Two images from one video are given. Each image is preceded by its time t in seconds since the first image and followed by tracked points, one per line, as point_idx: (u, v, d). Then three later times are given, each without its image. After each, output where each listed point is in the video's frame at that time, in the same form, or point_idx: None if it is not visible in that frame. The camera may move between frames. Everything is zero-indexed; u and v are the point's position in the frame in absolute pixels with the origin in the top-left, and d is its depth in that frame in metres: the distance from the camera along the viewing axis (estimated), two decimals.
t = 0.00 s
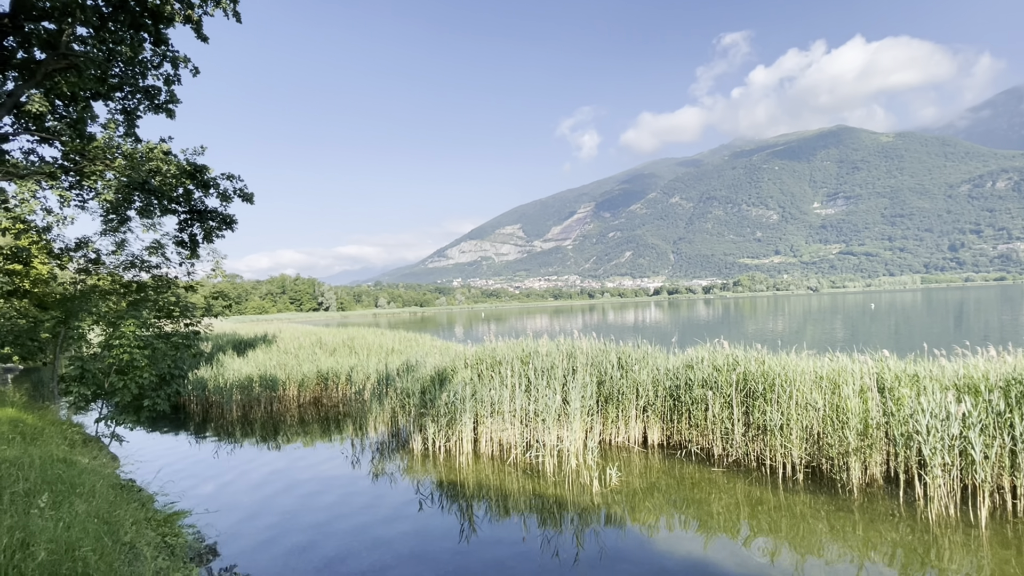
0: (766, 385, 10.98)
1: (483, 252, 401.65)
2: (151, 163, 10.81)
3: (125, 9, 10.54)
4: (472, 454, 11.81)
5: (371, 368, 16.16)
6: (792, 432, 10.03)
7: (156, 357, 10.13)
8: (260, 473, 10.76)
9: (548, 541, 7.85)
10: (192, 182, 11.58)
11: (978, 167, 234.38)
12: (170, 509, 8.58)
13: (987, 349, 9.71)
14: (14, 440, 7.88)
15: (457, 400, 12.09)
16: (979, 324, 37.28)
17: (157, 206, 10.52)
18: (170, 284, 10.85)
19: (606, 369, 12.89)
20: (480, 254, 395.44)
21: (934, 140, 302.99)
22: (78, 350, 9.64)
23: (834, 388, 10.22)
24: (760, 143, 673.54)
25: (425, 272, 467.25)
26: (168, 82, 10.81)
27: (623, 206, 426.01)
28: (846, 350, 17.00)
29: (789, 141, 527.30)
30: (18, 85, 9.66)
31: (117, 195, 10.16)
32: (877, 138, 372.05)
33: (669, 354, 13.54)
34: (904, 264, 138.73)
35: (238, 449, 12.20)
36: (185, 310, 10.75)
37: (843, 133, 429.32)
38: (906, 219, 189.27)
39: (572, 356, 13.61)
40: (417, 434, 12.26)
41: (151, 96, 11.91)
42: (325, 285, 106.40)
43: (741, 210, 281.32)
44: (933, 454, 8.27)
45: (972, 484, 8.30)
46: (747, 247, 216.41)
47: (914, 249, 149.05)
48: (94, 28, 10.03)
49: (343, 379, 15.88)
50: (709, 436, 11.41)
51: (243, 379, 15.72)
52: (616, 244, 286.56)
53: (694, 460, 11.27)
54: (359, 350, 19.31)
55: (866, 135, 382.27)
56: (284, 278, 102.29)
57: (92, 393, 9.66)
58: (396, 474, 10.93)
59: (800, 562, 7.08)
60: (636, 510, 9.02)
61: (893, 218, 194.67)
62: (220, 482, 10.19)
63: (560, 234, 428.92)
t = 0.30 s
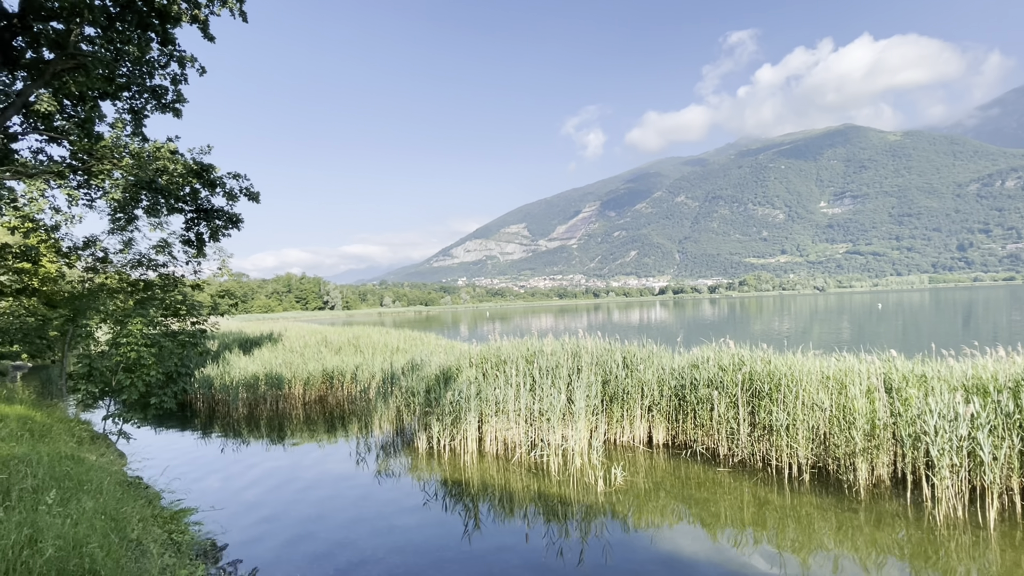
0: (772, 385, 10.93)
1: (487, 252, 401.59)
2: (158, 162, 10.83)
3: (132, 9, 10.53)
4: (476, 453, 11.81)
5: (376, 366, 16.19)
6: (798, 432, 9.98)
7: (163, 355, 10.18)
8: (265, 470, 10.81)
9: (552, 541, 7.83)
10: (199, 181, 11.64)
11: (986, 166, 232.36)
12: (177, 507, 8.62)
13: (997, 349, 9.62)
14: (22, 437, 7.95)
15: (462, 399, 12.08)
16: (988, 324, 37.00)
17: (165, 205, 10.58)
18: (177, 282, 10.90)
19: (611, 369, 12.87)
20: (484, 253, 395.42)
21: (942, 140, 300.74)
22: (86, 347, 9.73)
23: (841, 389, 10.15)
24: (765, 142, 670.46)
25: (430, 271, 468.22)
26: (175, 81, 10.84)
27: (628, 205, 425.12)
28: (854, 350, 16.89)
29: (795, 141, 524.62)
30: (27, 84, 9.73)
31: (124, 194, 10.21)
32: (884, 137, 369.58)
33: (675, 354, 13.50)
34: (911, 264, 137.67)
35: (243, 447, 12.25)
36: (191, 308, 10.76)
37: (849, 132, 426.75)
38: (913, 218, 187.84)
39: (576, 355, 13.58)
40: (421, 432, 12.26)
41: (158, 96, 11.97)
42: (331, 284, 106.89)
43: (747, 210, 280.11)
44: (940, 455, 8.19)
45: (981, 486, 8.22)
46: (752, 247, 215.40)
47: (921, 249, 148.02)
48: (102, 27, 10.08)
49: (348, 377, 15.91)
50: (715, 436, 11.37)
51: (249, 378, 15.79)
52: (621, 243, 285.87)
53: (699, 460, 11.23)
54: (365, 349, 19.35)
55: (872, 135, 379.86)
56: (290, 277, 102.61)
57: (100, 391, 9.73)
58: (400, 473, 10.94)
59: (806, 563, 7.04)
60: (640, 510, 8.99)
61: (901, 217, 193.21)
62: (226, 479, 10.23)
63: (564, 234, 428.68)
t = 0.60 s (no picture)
0: (776, 386, 10.89)
1: (490, 252, 401.51)
2: (164, 161, 10.78)
3: (138, 9, 10.56)
4: (480, 452, 11.81)
5: (380, 366, 16.22)
6: (803, 434, 9.94)
7: (169, 353, 10.21)
8: (269, 469, 10.83)
9: (555, 541, 7.83)
10: (205, 180, 11.69)
11: (993, 167, 230.89)
12: (182, 505, 8.66)
13: (1004, 352, 9.56)
14: (29, 434, 7.99)
15: (465, 399, 12.10)
16: (994, 326, 36.94)
17: (170, 204, 10.67)
18: (182, 281, 10.93)
19: (615, 369, 12.86)
20: (488, 253, 395.50)
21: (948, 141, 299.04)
22: (92, 346, 9.78)
23: (846, 390, 10.11)
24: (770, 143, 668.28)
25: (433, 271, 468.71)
26: (181, 81, 10.80)
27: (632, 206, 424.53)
28: (859, 352, 16.82)
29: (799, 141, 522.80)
30: (35, 84, 9.79)
31: (130, 193, 10.24)
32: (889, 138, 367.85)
33: (679, 354, 13.49)
34: (917, 265, 136.94)
35: (248, 446, 12.30)
36: (196, 307, 10.78)
37: (854, 133, 425.04)
38: (919, 219, 186.82)
39: (580, 355, 13.58)
40: (425, 432, 12.27)
41: (164, 95, 12.01)
42: (335, 283, 107.25)
43: (751, 210, 279.27)
44: (946, 458, 8.15)
45: (987, 489, 8.16)
46: (756, 248, 214.70)
47: (927, 250, 147.34)
48: (108, 27, 10.14)
49: (352, 376, 15.93)
50: (718, 437, 11.34)
51: (253, 377, 15.86)
52: (624, 244, 285.34)
53: (703, 462, 11.21)
54: (368, 348, 19.39)
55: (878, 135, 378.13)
56: (295, 276, 102.88)
57: (106, 389, 9.77)
58: (404, 472, 10.96)
59: (810, 565, 7.02)
60: (643, 511, 8.99)
61: (906, 218, 192.19)
62: (230, 478, 10.27)
63: (568, 234, 428.41)
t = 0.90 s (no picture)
0: (778, 388, 10.87)
1: (492, 252, 401.68)
2: (168, 160, 10.81)
3: (143, 9, 10.47)
4: (481, 453, 11.81)
5: (382, 365, 16.23)
6: (805, 437, 9.92)
7: (171, 352, 10.23)
8: (270, 468, 10.83)
9: (557, 542, 7.82)
10: (208, 179, 11.71)
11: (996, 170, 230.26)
12: (183, 503, 8.66)
13: (1007, 356, 9.53)
14: (32, 432, 8.01)
15: (467, 399, 12.09)
16: (996, 329, 36.93)
17: (174, 203, 10.67)
18: (185, 280, 10.95)
19: (616, 371, 12.85)
20: (489, 254, 395.83)
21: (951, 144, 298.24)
22: (94, 344, 9.80)
23: (848, 393, 10.09)
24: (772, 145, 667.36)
25: (435, 271, 468.64)
26: (185, 81, 10.80)
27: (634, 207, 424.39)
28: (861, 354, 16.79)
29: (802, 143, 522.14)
30: (40, 83, 9.81)
31: (134, 192, 10.25)
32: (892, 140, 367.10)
33: (681, 356, 13.48)
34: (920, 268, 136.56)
35: (249, 445, 12.31)
36: (199, 306, 10.79)
37: (857, 135, 424.35)
38: (922, 222, 186.28)
39: (582, 356, 13.58)
40: (426, 432, 12.26)
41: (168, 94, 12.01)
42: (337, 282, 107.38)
43: (753, 212, 278.86)
44: (949, 461, 8.12)
45: (990, 493, 8.13)
46: (758, 250, 214.35)
47: (930, 253, 147.05)
48: (113, 27, 10.17)
49: (354, 376, 15.93)
50: (720, 439, 11.32)
51: (255, 376, 15.89)
52: (626, 245, 285.14)
53: (704, 464, 11.20)
54: (370, 348, 19.40)
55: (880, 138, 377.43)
56: (296, 275, 103.00)
57: (108, 387, 9.80)
58: (405, 472, 10.96)
59: (811, 568, 7.00)
60: (645, 512, 8.99)
61: (909, 221, 191.62)
62: (231, 477, 10.27)
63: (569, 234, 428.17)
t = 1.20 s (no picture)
0: (777, 390, 10.88)
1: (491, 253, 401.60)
2: (168, 159, 10.81)
3: (144, 8, 10.62)
4: (479, 453, 11.81)
5: (381, 366, 16.21)
6: (803, 439, 9.93)
7: (170, 351, 10.22)
8: (268, 468, 10.83)
9: (555, 543, 7.83)
10: (208, 178, 11.69)
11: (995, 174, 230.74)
12: (181, 503, 8.65)
13: (1005, 358, 9.55)
14: (30, 431, 8.00)
15: (466, 399, 12.10)
16: (996, 332, 36.89)
17: (173, 202, 10.64)
18: (184, 279, 10.93)
19: (615, 371, 12.87)
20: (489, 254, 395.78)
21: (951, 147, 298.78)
22: (93, 343, 9.78)
23: (847, 396, 10.10)
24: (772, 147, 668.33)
25: (434, 271, 468.34)
26: (185, 79, 10.81)
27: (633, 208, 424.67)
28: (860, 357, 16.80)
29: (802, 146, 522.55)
30: (40, 81, 9.81)
31: (133, 190, 10.24)
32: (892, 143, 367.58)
33: (680, 358, 13.49)
34: (918, 270, 136.77)
35: (248, 444, 12.30)
36: (198, 305, 10.78)
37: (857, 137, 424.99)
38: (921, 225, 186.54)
39: (581, 357, 13.59)
40: (425, 433, 12.25)
41: (168, 92, 12.00)
42: (336, 282, 107.41)
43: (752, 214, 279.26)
44: (947, 464, 8.14)
45: (988, 496, 8.14)
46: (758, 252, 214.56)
47: (929, 256, 147.28)
48: (114, 25, 10.16)
49: (352, 376, 15.93)
50: (719, 441, 11.33)
51: (253, 375, 15.88)
52: (625, 246, 285.28)
53: (703, 465, 11.21)
54: (369, 348, 19.39)
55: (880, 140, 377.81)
56: (296, 275, 102.98)
57: (107, 385, 9.78)
58: (403, 472, 10.96)
59: (809, 570, 7.01)
60: (643, 513, 9.00)
61: (908, 224, 191.87)
62: (229, 476, 10.25)
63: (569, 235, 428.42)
